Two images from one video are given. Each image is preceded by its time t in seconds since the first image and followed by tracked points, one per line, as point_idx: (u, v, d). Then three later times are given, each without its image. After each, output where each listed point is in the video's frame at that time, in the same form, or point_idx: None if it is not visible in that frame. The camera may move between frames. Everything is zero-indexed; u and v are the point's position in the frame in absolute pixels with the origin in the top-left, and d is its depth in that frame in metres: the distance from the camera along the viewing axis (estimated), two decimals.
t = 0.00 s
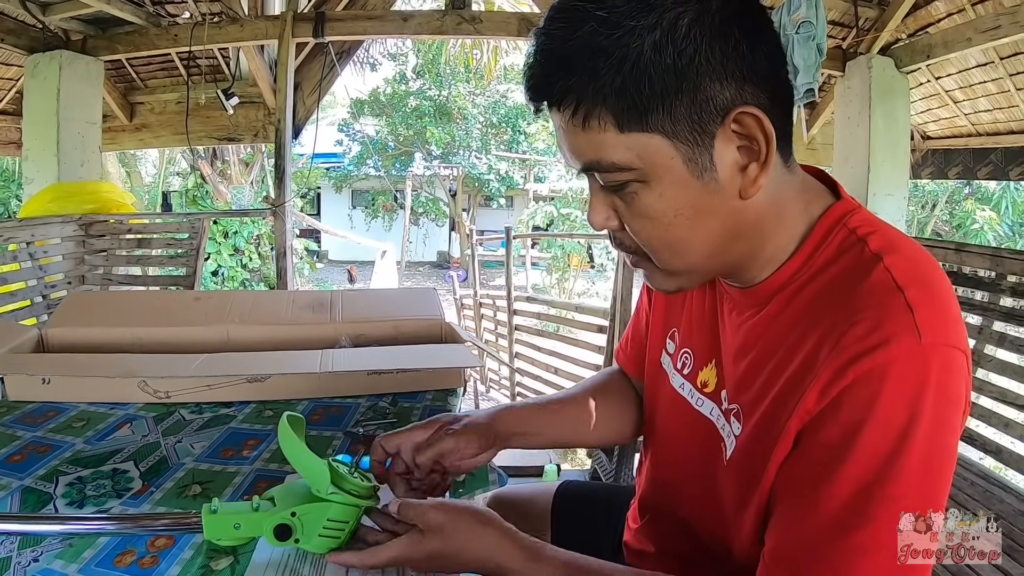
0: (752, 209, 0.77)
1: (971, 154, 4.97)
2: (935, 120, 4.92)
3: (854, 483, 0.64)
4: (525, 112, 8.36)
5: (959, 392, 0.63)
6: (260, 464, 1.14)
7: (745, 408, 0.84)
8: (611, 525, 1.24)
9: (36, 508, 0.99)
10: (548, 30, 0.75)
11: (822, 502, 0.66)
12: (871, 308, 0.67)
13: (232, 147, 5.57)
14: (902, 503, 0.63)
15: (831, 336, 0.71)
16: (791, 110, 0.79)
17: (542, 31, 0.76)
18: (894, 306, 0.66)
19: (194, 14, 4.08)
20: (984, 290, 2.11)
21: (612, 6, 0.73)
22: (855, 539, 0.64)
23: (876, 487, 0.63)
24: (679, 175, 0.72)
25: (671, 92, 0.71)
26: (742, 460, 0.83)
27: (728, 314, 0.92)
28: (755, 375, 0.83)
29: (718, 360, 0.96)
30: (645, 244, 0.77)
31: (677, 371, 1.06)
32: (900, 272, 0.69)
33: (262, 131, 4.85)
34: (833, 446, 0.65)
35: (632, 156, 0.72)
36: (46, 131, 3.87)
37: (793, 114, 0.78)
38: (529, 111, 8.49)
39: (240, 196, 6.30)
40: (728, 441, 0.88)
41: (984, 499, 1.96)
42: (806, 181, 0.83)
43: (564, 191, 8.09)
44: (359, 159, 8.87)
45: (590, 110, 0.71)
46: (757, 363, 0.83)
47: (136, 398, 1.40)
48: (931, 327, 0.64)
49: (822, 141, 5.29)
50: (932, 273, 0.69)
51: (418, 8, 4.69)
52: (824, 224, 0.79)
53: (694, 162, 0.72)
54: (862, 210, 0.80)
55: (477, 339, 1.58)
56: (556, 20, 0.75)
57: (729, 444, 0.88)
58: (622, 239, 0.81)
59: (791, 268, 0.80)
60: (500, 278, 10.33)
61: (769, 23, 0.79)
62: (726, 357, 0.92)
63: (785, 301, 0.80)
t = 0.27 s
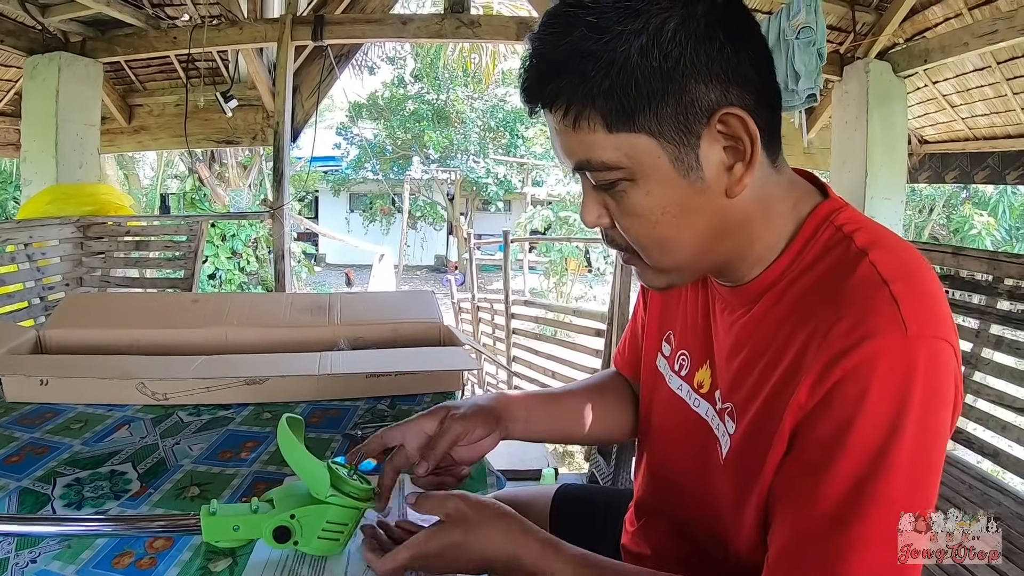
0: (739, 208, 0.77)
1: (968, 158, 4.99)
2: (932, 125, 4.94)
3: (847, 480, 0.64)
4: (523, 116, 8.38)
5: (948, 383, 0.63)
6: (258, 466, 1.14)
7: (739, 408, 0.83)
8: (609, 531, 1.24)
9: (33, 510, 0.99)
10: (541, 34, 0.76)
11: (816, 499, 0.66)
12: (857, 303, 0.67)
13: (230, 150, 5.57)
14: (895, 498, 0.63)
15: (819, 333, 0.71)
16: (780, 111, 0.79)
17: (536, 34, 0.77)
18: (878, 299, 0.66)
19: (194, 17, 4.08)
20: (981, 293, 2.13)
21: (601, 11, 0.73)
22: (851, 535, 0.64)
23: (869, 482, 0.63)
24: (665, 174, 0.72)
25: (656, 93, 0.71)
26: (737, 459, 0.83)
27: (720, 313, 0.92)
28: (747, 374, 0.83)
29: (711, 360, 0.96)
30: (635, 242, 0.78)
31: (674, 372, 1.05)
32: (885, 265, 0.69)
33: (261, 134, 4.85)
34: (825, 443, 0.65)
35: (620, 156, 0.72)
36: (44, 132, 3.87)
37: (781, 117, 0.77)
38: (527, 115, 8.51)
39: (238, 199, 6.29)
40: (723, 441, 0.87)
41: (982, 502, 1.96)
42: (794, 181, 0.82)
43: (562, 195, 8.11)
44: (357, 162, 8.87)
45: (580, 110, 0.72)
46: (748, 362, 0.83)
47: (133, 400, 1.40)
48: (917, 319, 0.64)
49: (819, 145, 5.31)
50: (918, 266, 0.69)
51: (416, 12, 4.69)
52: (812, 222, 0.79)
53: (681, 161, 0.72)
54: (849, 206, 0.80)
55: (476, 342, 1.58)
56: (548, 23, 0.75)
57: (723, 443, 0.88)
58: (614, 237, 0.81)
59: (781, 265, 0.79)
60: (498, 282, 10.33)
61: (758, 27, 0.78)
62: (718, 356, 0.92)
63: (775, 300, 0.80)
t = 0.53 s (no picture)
0: (729, 209, 0.77)
1: (966, 163, 5.00)
2: (930, 129, 4.96)
3: (835, 481, 0.64)
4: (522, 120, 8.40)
5: (934, 381, 0.63)
6: (258, 469, 1.13)
7: (731, 410, 0.83)
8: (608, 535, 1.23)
9: (34, 511, 0.99)
10: (541, 32, 0.76)
11: (807, 500, 0.66)
12: (841, 304, 0.67)
13: (230, 154, 5.57)
14: (885, 497, 0.63)
15: (805, 333, 0.71)
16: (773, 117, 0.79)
17: (535, 33, 0.77)
18: (862, 300, 0.66)
19: (195, 21, 4.10)
20: (979, 296, 2.14)
21: (600, 12, 0.73)
22: (842, 536, 0.63)
23: (859, 482, 0.63)
24: (658, 174, 0.73)
25: (651, 94, 0.71)
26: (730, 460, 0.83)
27: (711, 316, 0.92)
28: (737, 375, 0.83)
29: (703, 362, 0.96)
30: (626, 240, 0.78)
31: (669, 375, 1.05)
32: (869, 265, 0.69)
33: (261, 138, 4.84)
34: (813, 444, 0.65)
35: (614, 154, 0.72)
36: (44, 135, 3.87)
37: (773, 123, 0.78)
38: (526, 119, 8.53)
39: (238, 202, 6.30)
40: (716, 442, 0.87)
41: (981, 506, 1.96)
42: (783, 184, 0.83)
43: (561, 200, 8.12)
44: (356, 166, 8.88)
45: (576, 108, 0.72)
46: (738, 364, 0.83)
47: (133, 402, 1.39)
48: (901, 318, 0.64)
49: (818, 150, 5.33)
50: (902, 266, 0.69)
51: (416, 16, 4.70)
52: (799, 224, 0.79)
53: (673, 161, 0.72)
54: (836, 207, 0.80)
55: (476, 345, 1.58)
56: (549, 23, 0.76)
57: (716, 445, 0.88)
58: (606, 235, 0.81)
59: (770, 267, 0.79)
60: (496, 287, 10.33)
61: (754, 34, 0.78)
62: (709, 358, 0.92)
63: (764, 301, 0.80)
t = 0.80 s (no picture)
0: (719, 216, 0.76)
1: (966, 167, 5.00)
2: (930, 133, 4.97)
3: (822, 483, 0.64)
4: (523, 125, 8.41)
5: (922, 386, 0.62)
6: (257, 472, 1.13)
7: (723, 415, 0.83)
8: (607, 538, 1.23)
9: (33, 514, 0.99)
10: (529, 39, 0.75)
11: (794, 503, 0.65)
12: (828, 309, 0.67)
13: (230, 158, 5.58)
14: (873, 501, 0.62)
15: (793, 338, 0.70)
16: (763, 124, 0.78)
17: (523, 40, 0.76)
18: (848, 305, 0.66)
19: (196, 25, 4.11)
20: (979, 300, 2.14)
21: (589, 19, 0.72)
22: (830, 541, 0.63)
23: (845, 484, 0.63)
24: (649, 182, 0.71)
25: (641, 102, 0.70)
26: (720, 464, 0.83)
27: (701, 321, 0.92)
28: (729, 380, 0.82)
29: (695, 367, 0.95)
30: (616, 248, 0.76)
31: (664, 381, 1.04)
32: (856, 271, 0.69)
33: (261, 142, 4.87)
34: (800, 447, 0.65)
35: (602, 162, 0.71)
36: (46, 138, 3.88)
37: (762, 130, 0.77)
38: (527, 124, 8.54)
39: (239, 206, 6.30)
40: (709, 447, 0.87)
41: (982, 510, 1.96)
42: (773, 188, 0.83)
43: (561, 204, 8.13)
44: (357, 171, 8.90)
45: (565, 117, 0.71)
46: (729, 369, 0.83)
47: (133, 405, 1.39)
48: (887, 323, 0.63)
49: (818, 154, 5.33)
50: (890, 270, 0.69)
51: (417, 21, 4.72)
52: (788, 229, 0.79)
53: (664, 170, 0.71)
54: (827, 211, 0.80)
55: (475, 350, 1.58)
56: (536, 30, 0.74)
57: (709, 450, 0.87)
58: (595, 242, 0.80)
59: (760, 273, 0.79)
60: (497, 291, 10.34)
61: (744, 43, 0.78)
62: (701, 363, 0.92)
63: (754, 306, 0.80)
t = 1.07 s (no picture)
0: (722, 226, 0.76)
1: (968, 170, 4.99)
2: (931, 137, 4.98)
3: (808, 490, 0.63)
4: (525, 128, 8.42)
5: (912, 396, 0.62)
6: (261, 475, 1.13)
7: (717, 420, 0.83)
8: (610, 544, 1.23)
9: (37, 516, 0.99)
10: (527, 48, 0.72)
11: (778, 508, 0.65)
12: (819, 317, 0.67)
13: (233, 161, 5.60)
14: (857, 509, 0.62)
15: (783, 344, 0.70)
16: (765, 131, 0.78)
17: (521, 47, 0.73)
18: (839, 314, 0.65)
19: (198, 28, 4.12)
20: (980, 303, 2.14)
21: (593, 30, 0.70)
22: (814, 547, 0.63)
23: (831, 492, 0.62)
24: (655, 198, 0.71)
25: (648, 117, 0.69)
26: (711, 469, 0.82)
27: (699, 327, 0.91)
28: (723, 385, 0.82)
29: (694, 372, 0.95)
30: (619, 260, 0.76)
31: (666, 383, 1.03)
32: (849, 279, 0.69)
33: (264, 145, 4.88)
34: (786, 453, 0.65)
35: (607, 177, 0.70)
36: (49, 141, 3.90)
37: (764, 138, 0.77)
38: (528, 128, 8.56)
39: (241, 210, 6.31)
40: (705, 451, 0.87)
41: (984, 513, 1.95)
42: (771, 194, 0.83)
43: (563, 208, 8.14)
44: (359, 175, 8.91)
45: (569, 132, 0.69)
46: (724, 375, 0.83)
47: (136, 408, 1.39)
48: (876, 332, 0.63)
49: (820, 158, 5.33)
50: (882, 278, 0.69)
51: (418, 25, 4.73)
52: (783, 235, 0.79)
53: (669, 185, 0.71)
54: (822, 218, 0.80)
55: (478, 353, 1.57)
56: (536, 38, 0.72)
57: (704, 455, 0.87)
58: (596, 252, 0.80)
59: (755, 280, 0.79)
60: (499, 295, 10.34)
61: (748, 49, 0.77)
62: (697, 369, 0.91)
63: (749, 313, 0.80)
